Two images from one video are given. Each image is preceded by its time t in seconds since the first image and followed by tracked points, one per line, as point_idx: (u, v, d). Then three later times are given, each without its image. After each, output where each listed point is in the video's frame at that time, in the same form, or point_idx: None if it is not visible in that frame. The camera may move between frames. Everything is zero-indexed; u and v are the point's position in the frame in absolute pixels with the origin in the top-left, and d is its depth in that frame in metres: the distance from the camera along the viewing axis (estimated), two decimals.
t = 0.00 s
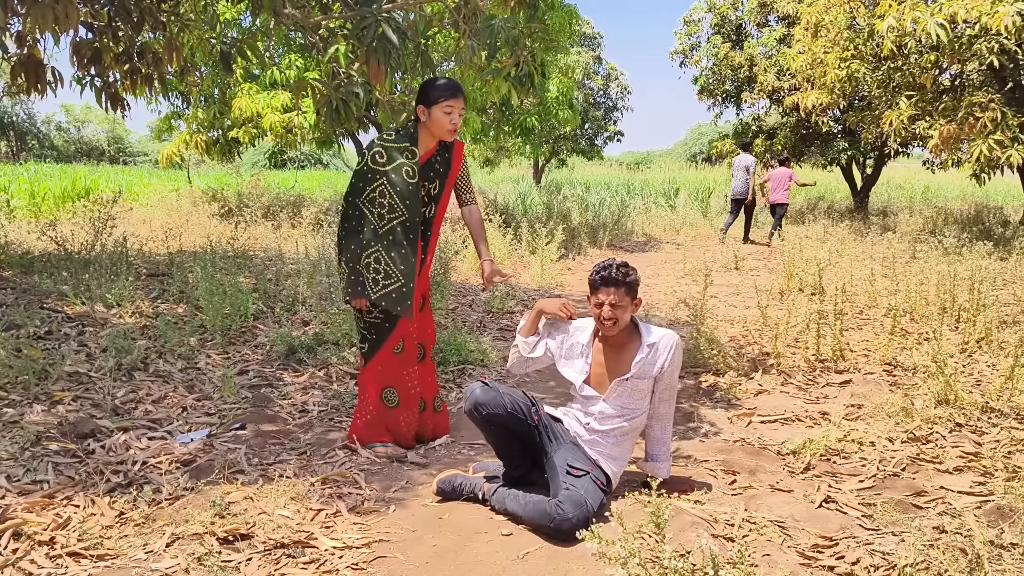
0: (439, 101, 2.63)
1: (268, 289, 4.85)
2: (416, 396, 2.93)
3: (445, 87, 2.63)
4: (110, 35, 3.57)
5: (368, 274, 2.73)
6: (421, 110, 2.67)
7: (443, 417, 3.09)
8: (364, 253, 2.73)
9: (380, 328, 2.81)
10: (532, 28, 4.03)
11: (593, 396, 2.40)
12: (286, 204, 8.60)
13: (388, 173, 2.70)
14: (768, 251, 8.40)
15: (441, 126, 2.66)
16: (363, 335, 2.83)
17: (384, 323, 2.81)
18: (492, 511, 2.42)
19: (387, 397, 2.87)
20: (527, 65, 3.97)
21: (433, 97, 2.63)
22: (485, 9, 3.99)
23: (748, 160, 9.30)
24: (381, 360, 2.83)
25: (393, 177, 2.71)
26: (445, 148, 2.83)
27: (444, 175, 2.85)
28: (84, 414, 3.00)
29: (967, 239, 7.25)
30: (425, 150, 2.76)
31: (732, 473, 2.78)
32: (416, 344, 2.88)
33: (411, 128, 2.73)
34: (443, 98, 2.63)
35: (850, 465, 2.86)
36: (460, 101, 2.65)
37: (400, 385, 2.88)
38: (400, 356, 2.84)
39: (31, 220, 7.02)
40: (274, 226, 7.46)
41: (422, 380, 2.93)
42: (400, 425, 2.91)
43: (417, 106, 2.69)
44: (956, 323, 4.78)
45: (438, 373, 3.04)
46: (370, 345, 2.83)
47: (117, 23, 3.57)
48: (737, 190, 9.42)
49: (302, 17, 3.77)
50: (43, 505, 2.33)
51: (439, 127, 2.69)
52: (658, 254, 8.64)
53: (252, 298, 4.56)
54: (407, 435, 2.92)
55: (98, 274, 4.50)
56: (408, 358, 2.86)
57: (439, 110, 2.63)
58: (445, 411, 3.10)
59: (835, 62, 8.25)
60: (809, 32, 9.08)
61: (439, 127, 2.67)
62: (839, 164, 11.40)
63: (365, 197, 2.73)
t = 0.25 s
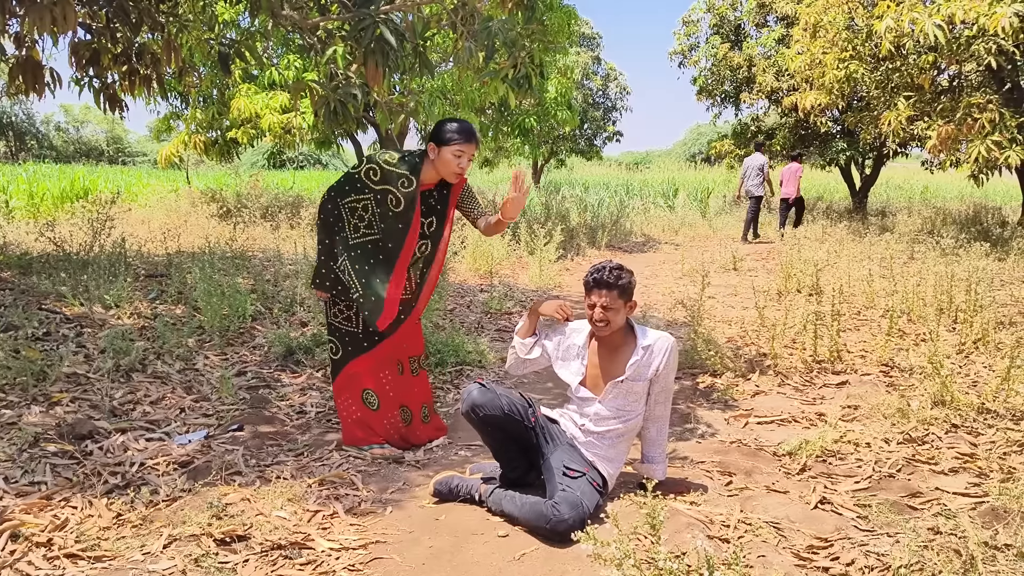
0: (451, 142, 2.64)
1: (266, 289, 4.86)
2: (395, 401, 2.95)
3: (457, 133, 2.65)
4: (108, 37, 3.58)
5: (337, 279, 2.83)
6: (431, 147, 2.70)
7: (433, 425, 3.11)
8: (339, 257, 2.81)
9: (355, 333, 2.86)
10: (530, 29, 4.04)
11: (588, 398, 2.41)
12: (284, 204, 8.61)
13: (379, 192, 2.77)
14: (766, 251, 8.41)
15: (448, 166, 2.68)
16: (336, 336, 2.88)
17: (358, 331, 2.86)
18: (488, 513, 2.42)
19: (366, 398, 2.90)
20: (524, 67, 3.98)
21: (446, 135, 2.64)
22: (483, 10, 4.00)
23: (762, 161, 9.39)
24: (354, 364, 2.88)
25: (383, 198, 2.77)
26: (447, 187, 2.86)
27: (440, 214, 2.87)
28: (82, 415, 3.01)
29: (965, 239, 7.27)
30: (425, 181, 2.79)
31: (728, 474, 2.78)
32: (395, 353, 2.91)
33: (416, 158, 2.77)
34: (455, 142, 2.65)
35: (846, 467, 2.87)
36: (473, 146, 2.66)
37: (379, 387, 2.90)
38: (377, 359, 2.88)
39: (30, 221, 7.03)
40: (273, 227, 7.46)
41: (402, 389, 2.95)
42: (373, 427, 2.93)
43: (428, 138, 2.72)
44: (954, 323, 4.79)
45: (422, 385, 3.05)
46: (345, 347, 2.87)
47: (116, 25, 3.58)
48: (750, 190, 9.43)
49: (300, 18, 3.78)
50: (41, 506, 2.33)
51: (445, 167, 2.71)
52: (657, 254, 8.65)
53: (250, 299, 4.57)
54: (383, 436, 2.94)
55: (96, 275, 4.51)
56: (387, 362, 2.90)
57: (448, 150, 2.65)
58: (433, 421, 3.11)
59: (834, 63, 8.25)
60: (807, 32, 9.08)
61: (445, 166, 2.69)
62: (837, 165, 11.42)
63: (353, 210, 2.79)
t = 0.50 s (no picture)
0: (438, 111, 2.60)
1: (266, 289, 4.87)
2: (391, 397, 2.96)
3: (442, 101, 2.59)
4: (109, 38, 3.60)
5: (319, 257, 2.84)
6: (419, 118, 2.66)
7: (430, 421, 3.11)
8: (325, 237, 2.83)
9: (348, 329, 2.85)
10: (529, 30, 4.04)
11: (587, 397, 2.43)
12: (284, 204, 8.63)
13: (370, 172, 2.74)
14: (765, 252, 8.43)
15: (438, 134, 2.64)
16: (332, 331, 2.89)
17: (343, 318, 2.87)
18: (486, 512, 2.44)
19: (368, 400, 2.90)
20: (523, 68, 3.99)
21: (433, 105, 2.60)
22: (483, 11, 4.01)
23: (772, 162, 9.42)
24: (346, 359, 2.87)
25: (374, 178, 2.74)
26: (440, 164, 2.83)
27: (432, 190, 2.83)
28: (82, 415, 3.02)
29: (964, 240, 7.28)
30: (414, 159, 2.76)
31: (725, 473, 2.80)
32: (387, 349, 2.90)
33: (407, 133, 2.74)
34: (441, 109, 2.60)
35: (843, 466, 2.88)
36: (460, 112, 2.63)
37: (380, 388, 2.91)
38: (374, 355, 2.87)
39: (30, 221, 7.05)
40: (273, 227, 7.49)
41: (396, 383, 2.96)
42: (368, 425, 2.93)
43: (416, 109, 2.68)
44: (952, 323, 4.80)
45: (418, 378, 3.04)
46: (340, 343, 2.87)
47: (117, 25, 3.59)
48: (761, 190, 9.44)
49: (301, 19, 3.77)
50: (41, 505, 2.35)
51: (436, 137, 2.67)
52: (656, 254, 8.66)
53: (250, 299, 4.58)
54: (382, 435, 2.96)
55: (97, 275, 4.52)
56: (384, 358, 2.90)
57: (435, 120, 2.62)
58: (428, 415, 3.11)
59: (833, 63, 8.25)
60: (807, 33, 9.09)
61: (437, 135, 2.66)
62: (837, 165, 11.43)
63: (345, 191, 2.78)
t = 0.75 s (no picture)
0: (431, 90, 2.63)
1: (266, 289, 4.89)
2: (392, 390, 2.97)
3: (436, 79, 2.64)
4: (109, 39, 3.61)
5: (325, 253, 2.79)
6: (410, 98, 2.68)
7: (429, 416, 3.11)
8: (336, 236, 2.78)
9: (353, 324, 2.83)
10: (528, 31, 4.04)
11: (585, 397, 2.44)
12: (284, 205, 8.64)
13: (377, 162, 2.73)
14: (764, 252, 8.44)
15: (429, 113, 2.66)
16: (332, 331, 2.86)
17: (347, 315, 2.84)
18: (484, 512, 2.44)
19: (370, 400, 2.89)
20: (522, 69, 4.00)
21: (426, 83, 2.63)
22: (482, 12, 4.02)
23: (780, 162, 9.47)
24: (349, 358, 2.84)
25: (383, 167, 2.74)
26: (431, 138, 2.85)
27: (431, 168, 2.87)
28: (82, 415, 3.03)
29: (963, 240, 7.28)
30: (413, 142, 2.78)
31: (723, 473, 2.81)
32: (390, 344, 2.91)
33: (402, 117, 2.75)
34: (433, 88, 2.64)
35: (840, 466, 2.89)
36: (452, 90, 2.67)
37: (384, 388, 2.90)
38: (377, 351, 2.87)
39: (31, 221, 7.06)
40: (272, 227, 7.50)
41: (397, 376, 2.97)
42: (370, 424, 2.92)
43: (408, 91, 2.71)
44: (950, 324, 4.81)
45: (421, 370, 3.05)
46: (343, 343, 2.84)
47: (117, 27, 3.60)
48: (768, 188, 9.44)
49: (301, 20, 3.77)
50: (41, 505, 2.36)
51: (428, 117, 2.69)
52: (655, 254, 8.67)
53: (250, 300, 4.59)
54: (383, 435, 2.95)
55: (97, 275, 4.53)
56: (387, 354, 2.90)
57: (427, 99, 2.64)
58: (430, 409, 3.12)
59: (833, 63, 8.25)
60: (806, 33, 9.09)
61: (428, 115, 2.67)
62: (837, 166, 11.44)
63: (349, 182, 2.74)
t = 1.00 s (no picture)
0: (426, 81, 2.63)
1: (265, 290, 4.90)
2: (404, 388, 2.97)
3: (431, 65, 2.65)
4: (108, 40, 3.63)
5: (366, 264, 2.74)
6: (405, 88, 2.67)
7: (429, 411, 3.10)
8: (382, 243, 2.73)
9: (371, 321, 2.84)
10: (526, 32, 4.05)
11: (579, 397, 2.45)
12: (284, 205, 8.65)
13: (407, 160, 2.73)
14: (763, 252, 8.45)
15: (422, 104, 2.67)
16: (344, 332, 2.85)
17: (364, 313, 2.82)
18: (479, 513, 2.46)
19: (379, 399, 2.89)
20: (520, 70, 4.01)
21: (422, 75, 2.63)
22: (480, 14, 4.03)
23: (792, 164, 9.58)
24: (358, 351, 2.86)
25: (411, 163, 2.74)
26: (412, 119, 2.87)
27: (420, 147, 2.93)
28: (81, 415, 3.04)
29: (962, 240, 7.29)
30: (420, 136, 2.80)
31: (718, 474, 2.82)
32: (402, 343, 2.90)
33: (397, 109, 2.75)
34: (428, 78, 2.63)
35: (835, 466, 2.90)
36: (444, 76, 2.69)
37: (395, 386, 2.91)
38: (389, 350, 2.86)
39: (31, 222, 7.08)
40: (272, 228, 7.52)
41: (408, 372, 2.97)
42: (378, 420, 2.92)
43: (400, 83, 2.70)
44: (948, 324, 4.82)
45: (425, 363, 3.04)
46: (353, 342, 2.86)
47: (116, 28, 3.62)
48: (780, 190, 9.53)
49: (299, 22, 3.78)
50: (39, 505, 2.37)
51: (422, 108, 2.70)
52: (655, 255, 8.68)
53: (249, 300, 4.60)
54: (391, 437, 2.95)
55: (96, 276, 4.55)
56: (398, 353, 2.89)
57: (423, 90, 2.65)
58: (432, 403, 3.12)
59: (832, 64, 8.25)
60: (806, 33, 9.10)
61: (422, 105, 2.68)
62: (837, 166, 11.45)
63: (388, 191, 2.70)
